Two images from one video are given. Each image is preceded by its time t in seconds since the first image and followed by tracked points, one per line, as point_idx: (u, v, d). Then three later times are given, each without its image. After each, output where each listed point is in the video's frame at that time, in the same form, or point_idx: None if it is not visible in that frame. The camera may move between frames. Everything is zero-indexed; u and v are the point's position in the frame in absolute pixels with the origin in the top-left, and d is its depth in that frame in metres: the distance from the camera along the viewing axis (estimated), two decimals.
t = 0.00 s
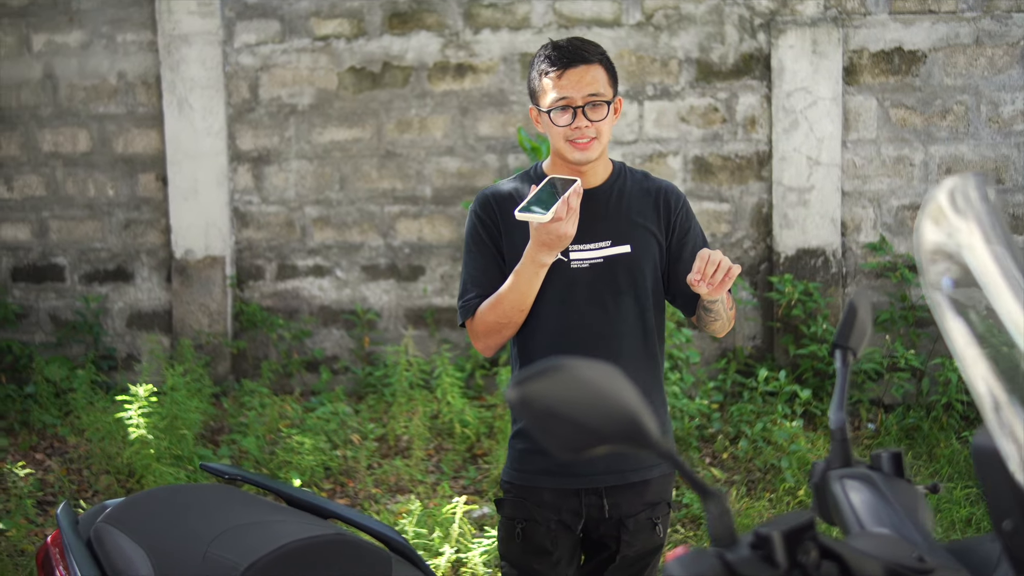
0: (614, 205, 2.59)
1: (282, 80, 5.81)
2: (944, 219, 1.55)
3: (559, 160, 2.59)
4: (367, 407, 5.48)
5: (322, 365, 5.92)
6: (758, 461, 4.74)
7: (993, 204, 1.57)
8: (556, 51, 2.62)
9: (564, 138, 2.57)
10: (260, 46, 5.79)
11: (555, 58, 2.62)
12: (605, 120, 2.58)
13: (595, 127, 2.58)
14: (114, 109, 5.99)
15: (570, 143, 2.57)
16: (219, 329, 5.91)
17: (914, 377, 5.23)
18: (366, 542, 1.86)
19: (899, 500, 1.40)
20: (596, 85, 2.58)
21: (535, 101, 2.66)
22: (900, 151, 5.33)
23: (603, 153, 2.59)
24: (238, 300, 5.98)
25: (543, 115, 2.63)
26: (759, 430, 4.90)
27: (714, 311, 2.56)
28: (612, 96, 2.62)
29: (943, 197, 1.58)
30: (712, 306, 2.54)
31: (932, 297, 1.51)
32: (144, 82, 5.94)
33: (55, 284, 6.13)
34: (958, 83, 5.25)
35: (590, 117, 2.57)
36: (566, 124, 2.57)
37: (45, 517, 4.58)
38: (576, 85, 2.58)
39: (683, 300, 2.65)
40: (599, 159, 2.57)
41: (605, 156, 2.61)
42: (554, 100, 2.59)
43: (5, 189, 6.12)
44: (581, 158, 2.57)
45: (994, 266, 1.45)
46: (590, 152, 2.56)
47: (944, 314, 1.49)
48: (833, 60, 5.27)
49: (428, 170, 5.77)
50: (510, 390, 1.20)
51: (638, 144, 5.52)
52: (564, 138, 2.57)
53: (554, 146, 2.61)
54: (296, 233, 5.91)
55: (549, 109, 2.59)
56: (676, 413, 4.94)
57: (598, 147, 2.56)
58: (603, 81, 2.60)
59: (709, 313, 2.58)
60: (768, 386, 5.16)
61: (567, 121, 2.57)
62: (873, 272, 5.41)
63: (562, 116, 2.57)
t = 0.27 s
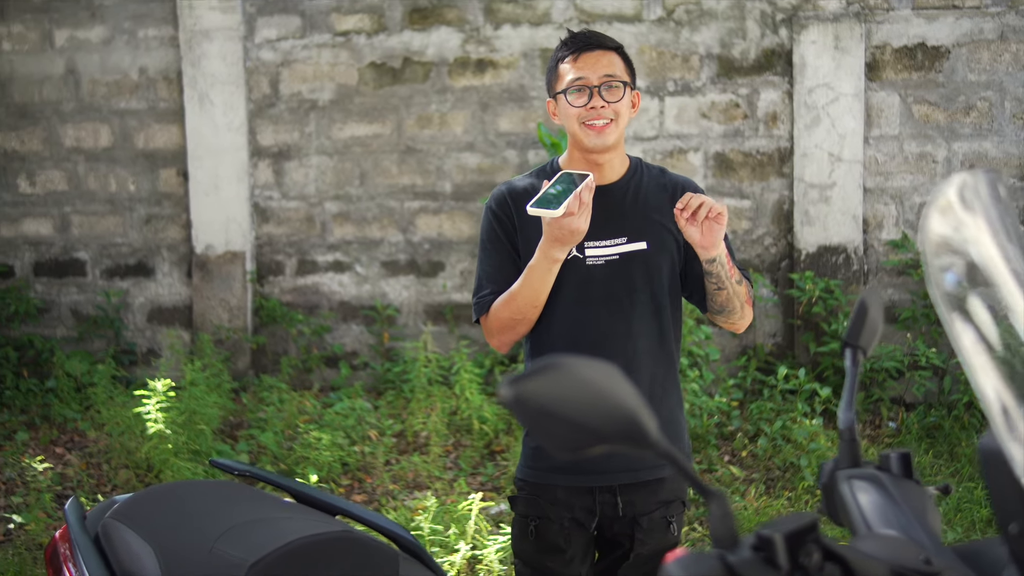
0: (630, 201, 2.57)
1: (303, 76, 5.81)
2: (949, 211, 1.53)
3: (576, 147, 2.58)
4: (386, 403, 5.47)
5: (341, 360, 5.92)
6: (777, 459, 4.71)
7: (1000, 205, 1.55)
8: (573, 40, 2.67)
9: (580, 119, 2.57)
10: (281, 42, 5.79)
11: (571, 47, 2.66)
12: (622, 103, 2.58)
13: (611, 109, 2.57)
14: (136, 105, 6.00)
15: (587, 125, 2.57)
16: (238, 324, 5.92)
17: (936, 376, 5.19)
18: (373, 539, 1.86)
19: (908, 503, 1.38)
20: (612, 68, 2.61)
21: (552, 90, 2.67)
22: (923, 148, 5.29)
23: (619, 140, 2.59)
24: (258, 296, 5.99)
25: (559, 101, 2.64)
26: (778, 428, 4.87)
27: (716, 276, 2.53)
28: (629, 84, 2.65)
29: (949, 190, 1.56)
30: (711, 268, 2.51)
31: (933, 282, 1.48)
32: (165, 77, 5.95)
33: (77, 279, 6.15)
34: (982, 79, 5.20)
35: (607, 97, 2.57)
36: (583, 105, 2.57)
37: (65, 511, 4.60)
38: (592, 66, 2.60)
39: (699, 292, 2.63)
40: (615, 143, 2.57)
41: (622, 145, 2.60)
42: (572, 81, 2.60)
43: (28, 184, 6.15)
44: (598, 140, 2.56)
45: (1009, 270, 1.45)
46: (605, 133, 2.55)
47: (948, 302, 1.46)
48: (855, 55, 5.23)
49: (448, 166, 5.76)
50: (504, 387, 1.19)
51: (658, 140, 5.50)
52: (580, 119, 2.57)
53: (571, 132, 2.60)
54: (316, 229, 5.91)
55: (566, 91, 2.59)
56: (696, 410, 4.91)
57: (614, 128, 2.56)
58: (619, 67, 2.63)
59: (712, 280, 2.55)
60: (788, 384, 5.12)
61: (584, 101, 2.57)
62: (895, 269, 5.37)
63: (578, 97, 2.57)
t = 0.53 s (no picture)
0: (642, 197, 2.55)
1: (319, 72, 5.81)
2: (954, 205, 1.52)
3: (588, 142, 2.57)
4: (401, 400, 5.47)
5: (357, 357, 5.92)
6: (793, 458, 4.69)
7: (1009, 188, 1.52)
8: (587, 35, 2.66)
9: (593, 113, 2.56)
10: (297, 39, 5.79)
11: (585, 41, 2.65)
12: (635, 99, 2.58)
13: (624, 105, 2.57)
14: (152, 101, 6.01)
15: (599, 120, 2.56)
16: (254, 321, 5.92)
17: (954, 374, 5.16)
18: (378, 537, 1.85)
19: (913, 504, 1.36)
20: (626, 63, 2.60)
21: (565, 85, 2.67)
22: (942, 145, 5.25)
23: (632, 136, 2.58)
24: (274, 292, 5.99)
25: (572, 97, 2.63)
26: (794, 427, 4.84)
27: (733, 299, 2.53)
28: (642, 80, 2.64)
29: (959, 185, 1.54)
30: (729, 292, 2.51)
31: (936, 283, 1.50)
32: (182, 74, 5.95)
33: (93, 276, 6.17)
34: (1002, 75, 5.16)
35: (619, 91, 2.57)
36: (596, 99, 2.56)
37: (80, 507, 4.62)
38: (605, 61, 2.60)
39: (710, 297, 2.61)
40: (626, 138, 2.56)
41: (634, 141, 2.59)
42: (584, 77, 2.60)
43: (45, 180, 6.17)
44: (610, 136, 2.55)
45: (1010, 261, 1.40)
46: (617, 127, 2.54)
47: (948, 305, 1.48)
48: (873, 52, 5.20)
49: (464, 163, 5.74)
50: (498, 388, 1.19)
51: (675, 137, 5.48)
52: (593, 113, 2.56)
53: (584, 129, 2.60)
54: (332, 226, 5.91)
55: (579, 86, 2.59)
56: (711, 408, 4.88)
57: (626, 123, 2.55)
58: (632, 63, 2.62)
59: (729, 302, 2.55)
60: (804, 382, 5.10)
61: (597, 96, 2.57)
62: (912, 267, 5.33)
63: (591, 92, 2.57)
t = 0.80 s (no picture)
0: (653, 196, 2.54)
1: (332, 69, 5.80)
2: (961, 204, 1.53)
3: (599, 141, 2.56)
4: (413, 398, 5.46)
5: (369, 355, 5.91)
6: (805, 457, 4.66)
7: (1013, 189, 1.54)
8: (599, 33, 2.64)
9: (604, 113, 2.54)
10: (310, 36, 5.78)
11: (597, 39, 2.63)
12: (646, 98, 2.56)
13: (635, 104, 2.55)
14: (165, 99, 6.01)
15: (610, 119, 2.54)
16: (267, 318, 5.92)
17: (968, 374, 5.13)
18: (382, 537, 1.85)
19: (918, 506, 1.34)
20: (638, 62, 2.58)
21: (576, 84, 2.65)
22: (957, 142, 5.22)
23: (643, 136, 2.55)
24: (286, 290, 5.99)
25: (583, 96, 2.62)
26: (806, 426, 4.82)
27: (738, 295, 2.51)
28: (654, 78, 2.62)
29: (966, 184, 1.55)
30: (732, 289, 2.48)
31: (937, 284, 1.50)
32: (195, 71, 5.95)
33: (107, 273, 6.18)
34: (1018, 72, 5.12)
35: (631, 91, 2.55)
36: (607, 99, 2.55)
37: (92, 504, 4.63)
38: (617, 60, 2.58)
39: (718, 296, 2.60)
40: (638, 138, 2.53)
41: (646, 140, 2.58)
42: (595, 76, 2.58)
43: (59, 177, 6.18)
44: (621, 136, 2.53)
45: (1011, 252, 1.41)
46: (629, 127, 2.52)
47: (948, 306, 1.47)
48: (888, 49, 5.17)
49: (476, 160, 5.73)
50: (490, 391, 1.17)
51: (688, 134, 5.45)
52: (604, 113, 2.54)
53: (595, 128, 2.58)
54: (345, 223, 5.90)
55: (590, 85, 2.57)
56: (723, 407, 4.86)
57: (638, 123, 2.53)
58: (644, 61, 2.60)
59: (733, 299, 2.53)
60: (817, 380, 5.07)
61: (608, 95, 2.55)
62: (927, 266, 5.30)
63: (602, 91, 2.56)
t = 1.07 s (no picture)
0: (660, 195, 2.53)
1: (341, 68, 5.80)
2: (963, 201, 1.52)
3: (605, 143, 2.54)
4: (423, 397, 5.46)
5: (378, 354, 5.91)
6: (815, 457, 4.65)
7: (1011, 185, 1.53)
8: (602, 35, 2.62)
9: (609, 116, 2.53)
10: (320, 34, 5.78)
11: (600, 41, 2.62)
12: (652, 99, 2.54)
13: (641, 106, 2.53)
14: (175, 98, 6.02)
15: (616, 122, 2.52)
16: (276, 317, 5.92)
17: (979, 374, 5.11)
18: (384, 537, 1.84)
19: (921, 509, 1.33)
20: (642, 64, 2.57)
21: (581, 87, 2.63)
22: (968, 141, 5.20)
23: (649, 138, 2.53)
24: (296, 289, 5.99)
25: (588, 99, 2.60)
26: (816, 426, 4.81)
27: (740, 288, 2.48)
28: (660, 80, 2.60)
29: (968, 179, 1.54)
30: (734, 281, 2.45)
31: (938, 283, 1.49)
32: (205, 70, 5.95)
33: (117, 272, 6.19)
34: None
35: (636, 93, 2.53)
36: (611, 102, 2.53)
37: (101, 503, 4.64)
38: (621, 62, 2.56)
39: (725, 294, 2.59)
40: (644, 140, 2.51)
41: (653, 142, 2.56)
42: (599, 79, 2.56)
43: (69, 176, 6.19)
44: (627, 139, 2.51)
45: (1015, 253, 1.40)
46: (635, 129, 2.50)
47: (950, 306, 1.46)
48: (899, 47, 5.15)
49: (486, 159, 5.73)
50: (488, 391, 1.17)
51: (698, 133, 5.44)
52: (610, 116, 2.53)
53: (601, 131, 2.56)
54: (354, 222, 5.90)
55: (594, 88, 2.56)
56: (733, 406, 4.84)
57: (644, 125, 2.51)
58: (649, 62, 2.58)
59: (737, 293, 2.51)
60: (827, 380, 5.06)
61: (612, 98, 2.53)
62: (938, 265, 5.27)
63: (607, 94, 2.54)
